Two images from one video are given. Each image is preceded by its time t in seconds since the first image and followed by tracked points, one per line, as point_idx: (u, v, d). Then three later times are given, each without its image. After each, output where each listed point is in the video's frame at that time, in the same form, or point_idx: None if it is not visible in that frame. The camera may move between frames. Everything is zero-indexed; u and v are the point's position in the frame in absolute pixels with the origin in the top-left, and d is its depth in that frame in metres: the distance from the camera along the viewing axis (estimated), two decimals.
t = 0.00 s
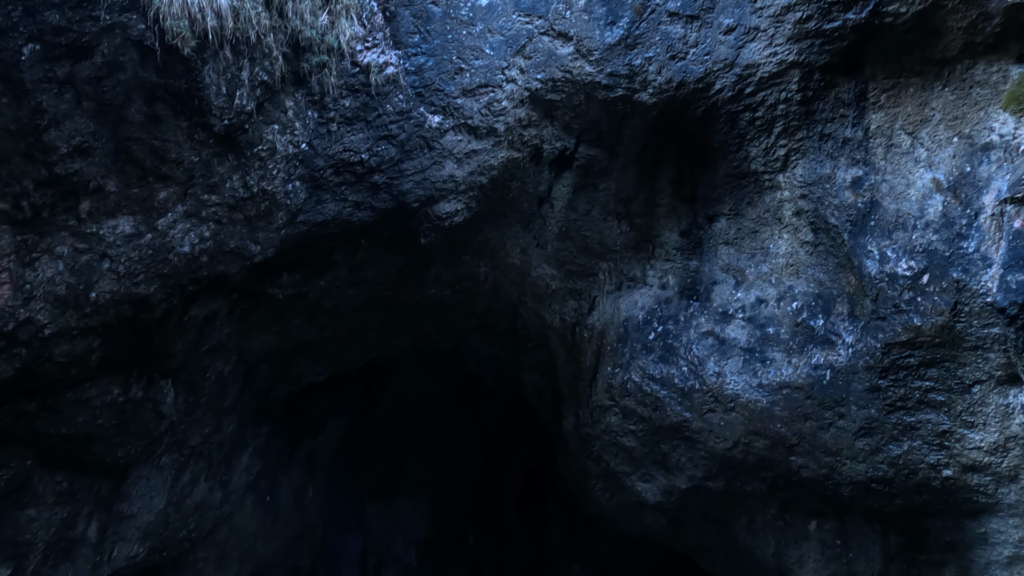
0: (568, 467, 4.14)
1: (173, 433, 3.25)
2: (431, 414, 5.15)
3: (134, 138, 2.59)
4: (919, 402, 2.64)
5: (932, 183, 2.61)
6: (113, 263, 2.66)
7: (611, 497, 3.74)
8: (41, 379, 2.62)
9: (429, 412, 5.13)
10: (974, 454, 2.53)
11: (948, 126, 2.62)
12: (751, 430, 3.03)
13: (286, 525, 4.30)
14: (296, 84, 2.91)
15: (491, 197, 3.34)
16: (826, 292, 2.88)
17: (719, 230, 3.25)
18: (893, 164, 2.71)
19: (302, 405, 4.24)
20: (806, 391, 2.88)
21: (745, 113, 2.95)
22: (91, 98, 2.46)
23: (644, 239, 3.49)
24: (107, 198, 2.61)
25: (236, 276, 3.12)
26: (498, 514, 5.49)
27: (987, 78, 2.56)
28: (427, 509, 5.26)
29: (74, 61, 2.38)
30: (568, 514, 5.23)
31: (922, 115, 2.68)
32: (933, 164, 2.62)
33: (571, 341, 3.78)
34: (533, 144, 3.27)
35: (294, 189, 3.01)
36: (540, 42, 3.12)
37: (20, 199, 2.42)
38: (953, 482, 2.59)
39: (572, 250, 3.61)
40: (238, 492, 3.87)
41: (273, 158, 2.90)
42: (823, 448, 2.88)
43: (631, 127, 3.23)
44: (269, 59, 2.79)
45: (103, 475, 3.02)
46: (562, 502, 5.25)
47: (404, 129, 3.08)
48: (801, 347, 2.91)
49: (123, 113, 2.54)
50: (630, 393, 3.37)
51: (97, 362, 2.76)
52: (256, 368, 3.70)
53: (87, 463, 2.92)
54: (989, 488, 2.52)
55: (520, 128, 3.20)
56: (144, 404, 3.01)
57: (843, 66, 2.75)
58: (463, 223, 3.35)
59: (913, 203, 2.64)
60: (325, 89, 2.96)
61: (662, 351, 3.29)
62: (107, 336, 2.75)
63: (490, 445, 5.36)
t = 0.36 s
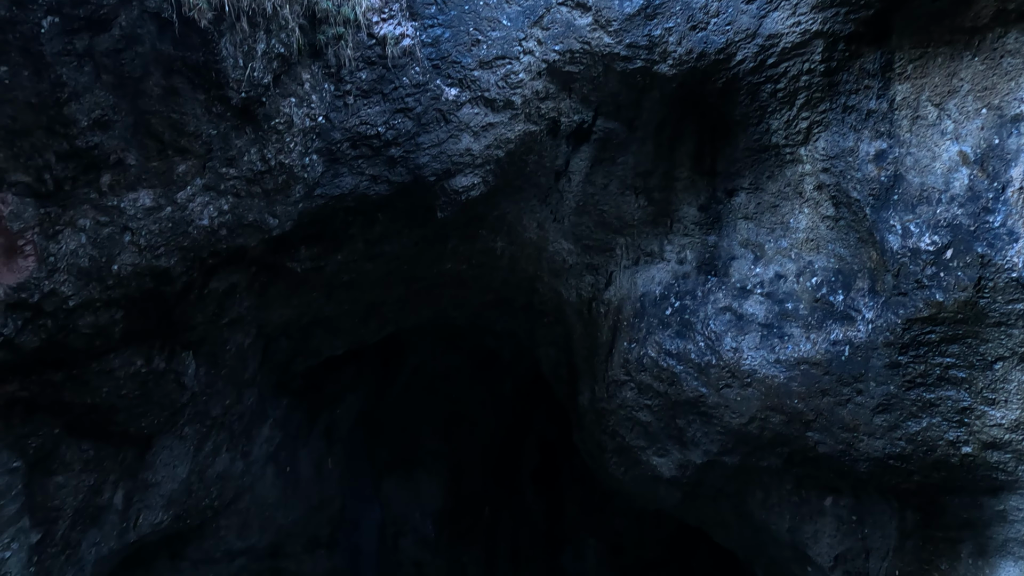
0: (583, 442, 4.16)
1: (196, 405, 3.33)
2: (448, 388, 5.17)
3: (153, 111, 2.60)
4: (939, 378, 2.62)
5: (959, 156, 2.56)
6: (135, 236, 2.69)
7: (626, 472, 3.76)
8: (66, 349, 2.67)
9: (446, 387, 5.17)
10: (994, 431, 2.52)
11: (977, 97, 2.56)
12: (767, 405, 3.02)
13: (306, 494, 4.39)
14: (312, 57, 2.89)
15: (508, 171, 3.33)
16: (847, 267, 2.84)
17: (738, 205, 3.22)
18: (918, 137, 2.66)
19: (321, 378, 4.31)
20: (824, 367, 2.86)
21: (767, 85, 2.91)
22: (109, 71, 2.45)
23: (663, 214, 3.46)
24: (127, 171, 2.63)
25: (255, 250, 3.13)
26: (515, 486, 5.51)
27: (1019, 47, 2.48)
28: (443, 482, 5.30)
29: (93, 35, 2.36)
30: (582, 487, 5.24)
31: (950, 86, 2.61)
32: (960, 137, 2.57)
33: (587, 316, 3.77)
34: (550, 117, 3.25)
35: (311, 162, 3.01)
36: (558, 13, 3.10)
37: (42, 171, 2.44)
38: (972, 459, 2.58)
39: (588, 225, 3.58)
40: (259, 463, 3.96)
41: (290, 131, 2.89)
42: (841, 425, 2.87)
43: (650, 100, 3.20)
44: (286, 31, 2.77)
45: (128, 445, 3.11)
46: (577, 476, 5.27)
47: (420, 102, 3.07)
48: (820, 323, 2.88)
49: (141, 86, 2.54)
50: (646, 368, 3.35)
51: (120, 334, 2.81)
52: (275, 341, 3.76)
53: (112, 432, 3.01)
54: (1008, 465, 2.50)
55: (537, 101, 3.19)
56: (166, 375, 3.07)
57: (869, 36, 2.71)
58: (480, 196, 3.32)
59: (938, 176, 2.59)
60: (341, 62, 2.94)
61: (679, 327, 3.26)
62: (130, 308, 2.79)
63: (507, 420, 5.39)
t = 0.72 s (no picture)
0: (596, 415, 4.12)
1: (211, 374, 3.41)
2: (460, 359, 5.18)
3: (164, 82, 2.58)
4: (955, 352, 2.61)
5: (981, 126, 2.53)
6: (149, 207, 2.70)
7: (637, 444, 3.73)
8: (83, 319, 2.71)
9: (458, 360, 5.18)
10: (1009, 405, 2.51)
11: (1002, 65, 2.51)
12: (779, 378, 2.99)
13: (320, 463, 4.50)
14: (324, 27, 2.87)
15: (521, 142, 3.31)
16: (863, 240, 2.83)
17: (754, 176, 3.19)
18: (939, 108, 2.63)
19: (335, 350, 4.40)
20: (837, 341, 2.84)
21: (785, 55, 2.87)
22: (121, 42, 2.44)
23: (676, 185, 3.42)
24: (140, 142, 2.63)
25: (269, 222, 3.14)
26: (528, 460, 5.41)
27: None
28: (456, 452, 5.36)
29: (104, 3, 2.35)
30: (594, 461, 5.11)
31: (974, 55, 2.57)
32: (983, 107, 2.53)
33: (600, 289, 3.73)
34: (564, 88, 3.24)
35: (323, 133, 2.98)
36: None
37: (57, 143, 2.45)
38: (986, 434, 2.57)
39: (601, 197, 3.55)
40: (274, 433, 4.07)
41: (301, 102, 2.86)
42: (853, 398, 2.86)
43: (665, 72, 3.17)
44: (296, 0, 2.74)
45: (147, 414, 3.18)
46: (589, 449, 5.14)
47: (432, 72, 3.04)
48: (835, 297, 2.86)
49: (153, 57, 2.52)
50: (658, 341, 3.30)
51: (136, 305, 2.84)
52: (290, 314, 3.80)
53: (131, 401, 3.07)
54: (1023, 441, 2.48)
55: (551, 70, 3.18)
56: (182, 345, 3.11)
57: (890, 3, 2.68)
58: (492, 168, 3.31)
59: (959, 147, 2.56)
60: (352, 31, 2.92)
61: (692, 300, 3.22)
62: (146, 279, 2.81)
63: (519, 393, 5.33)
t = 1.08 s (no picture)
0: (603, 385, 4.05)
1: (220, 345, 3.43)
2: (469, 331, 5.18)
3: (170, 50, 2.57)
4: (965, 324, 2.61)
5: (998, 95, 2.53)
6: (156, 176, 2.69)
7: (643, 416, 3.65)
8: (94, 289, 2.74)
9: (467, 332, 5.18)
10: (1019, 377, 2.53)
11: (1021, 32, 2.52)
12: (787, 350, 2.95)
13: (331, 433, 4.59)
14: None
15: (530, 112, 3.25)
16: (875, 212, 2.80)
17: (765, 147, 3.15)
18: (956, 75, 2.61)
19: (344, 320, 4.46)
20: (847, 313, 2.81)
21: (799, 21, 2.85)
22: (125, 8, 2.43)
23: (687, 156, 3.37)
24: (146, 111, 2.62)
25: (276, 192, 3.13)
26: (536, 429, 5.40)
27: None
28: (464, 422, 5.40)
29: None
30: (602, 432, 5.08)
31: (994, 20, 2.55)
32: (1002, 74, 2.53)
33: (608, 262, 3.66)
34: (573, 56, 3.17)
35: (329, 102, 2.95)
36: None
37: (64, 112, 2.46)
38: (994, 406, 2.57)
39: (611, 168, 3.50)
40: (285, 403, 4.13)
41: (307, 70, 2.81)
42: (861, 370, 2.83)
43: (677, 38, 3.12)
44: None
45: (159, 383, 3.21)
46: (596, 421, 5.10)
47: (439, 40, 3.01)
48: (845, 269, 2.83)
49: (157, 24, 2.51)
50: (666, 313, 3.23)
51: (146, 275, 2.85)
52: (298, 284, 3.85)
53: (142, 370, 3.09)
54: None
55: (560, 38, 3.11)
56: (192, 315, 3.13)
57: None
58: (500, 138, 3.27)
59: (975, 116, 2.56)
60: None
61: (700, 272, 3.16)
62: (155, 249, 2.82)
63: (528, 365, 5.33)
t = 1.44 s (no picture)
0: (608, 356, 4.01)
1: (227, 315, 3.46)
2: (474, 302, 5.18)
3: (170, 16, 2.54)
4: (971, 295, 2.59)
5: (1013, 61, 2.49)
6: (159, 145, 2.68)
7: (647, 385, 3.61)
8: (100, 260, 2.76)
9: (471, 302, 5.19)
10: None
11: None
12: (792, 321, 2.94)
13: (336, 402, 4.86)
14: None
15: (534, 80, 3.21)
16: (883, 181, 2.78)
17: (773, 115, 3.12)
18: (970, 41, 2.57)
19: (350, 291, 4.67)
20: (852, 284, 2.80)
21: None
22: None
23: (694, 125, 3.34)
24: (148, 79, 2.60)
25: (279, 161, 3.11)
26: (540, 401, 5.21)
27: None
28: (471, 393, 5.39)
29: None
30: (607, 402, 4.73)
31: None
32: (1016, 40, 2.49)
33: (612, 232, 3.63)
34: (580, 22, 3.10)
35: (332, 70, 2.89)
36: None
37: (64, 79, 2.45)
38: (998, 377, 2.57)
39: (617, 138, 3.46)
40: (292, 372, 4.32)
41: (309, 37, 2.75)
42: (866, 340, 2.81)
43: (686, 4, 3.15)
44: None
45: (166, 352, 3.25)
46: (601, 390, 4.80)
47: (443, 5, 2.93)
48: (852, 239, 2.82)
49: None
50: (671, 284, 3.21)
51: (151, 244, 2.87)
52: (304, 255, 3.92)
53: (150, 340, 3.14)
54: None
55: (565, 3, 3.04)
56: (197, 285, 3.15)
57: None
58: (505, 107, 3.26)
59: (988, 84, 2.53)
60: None
61: (706, 243, 3.14)
62: (159, 218, 2.82)
63: (533, 335, 5.15)
